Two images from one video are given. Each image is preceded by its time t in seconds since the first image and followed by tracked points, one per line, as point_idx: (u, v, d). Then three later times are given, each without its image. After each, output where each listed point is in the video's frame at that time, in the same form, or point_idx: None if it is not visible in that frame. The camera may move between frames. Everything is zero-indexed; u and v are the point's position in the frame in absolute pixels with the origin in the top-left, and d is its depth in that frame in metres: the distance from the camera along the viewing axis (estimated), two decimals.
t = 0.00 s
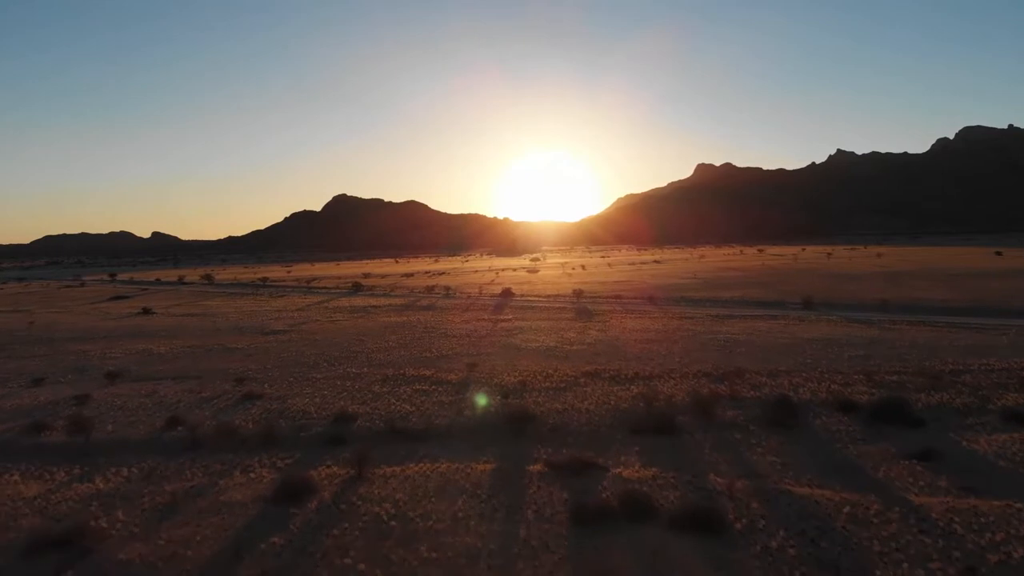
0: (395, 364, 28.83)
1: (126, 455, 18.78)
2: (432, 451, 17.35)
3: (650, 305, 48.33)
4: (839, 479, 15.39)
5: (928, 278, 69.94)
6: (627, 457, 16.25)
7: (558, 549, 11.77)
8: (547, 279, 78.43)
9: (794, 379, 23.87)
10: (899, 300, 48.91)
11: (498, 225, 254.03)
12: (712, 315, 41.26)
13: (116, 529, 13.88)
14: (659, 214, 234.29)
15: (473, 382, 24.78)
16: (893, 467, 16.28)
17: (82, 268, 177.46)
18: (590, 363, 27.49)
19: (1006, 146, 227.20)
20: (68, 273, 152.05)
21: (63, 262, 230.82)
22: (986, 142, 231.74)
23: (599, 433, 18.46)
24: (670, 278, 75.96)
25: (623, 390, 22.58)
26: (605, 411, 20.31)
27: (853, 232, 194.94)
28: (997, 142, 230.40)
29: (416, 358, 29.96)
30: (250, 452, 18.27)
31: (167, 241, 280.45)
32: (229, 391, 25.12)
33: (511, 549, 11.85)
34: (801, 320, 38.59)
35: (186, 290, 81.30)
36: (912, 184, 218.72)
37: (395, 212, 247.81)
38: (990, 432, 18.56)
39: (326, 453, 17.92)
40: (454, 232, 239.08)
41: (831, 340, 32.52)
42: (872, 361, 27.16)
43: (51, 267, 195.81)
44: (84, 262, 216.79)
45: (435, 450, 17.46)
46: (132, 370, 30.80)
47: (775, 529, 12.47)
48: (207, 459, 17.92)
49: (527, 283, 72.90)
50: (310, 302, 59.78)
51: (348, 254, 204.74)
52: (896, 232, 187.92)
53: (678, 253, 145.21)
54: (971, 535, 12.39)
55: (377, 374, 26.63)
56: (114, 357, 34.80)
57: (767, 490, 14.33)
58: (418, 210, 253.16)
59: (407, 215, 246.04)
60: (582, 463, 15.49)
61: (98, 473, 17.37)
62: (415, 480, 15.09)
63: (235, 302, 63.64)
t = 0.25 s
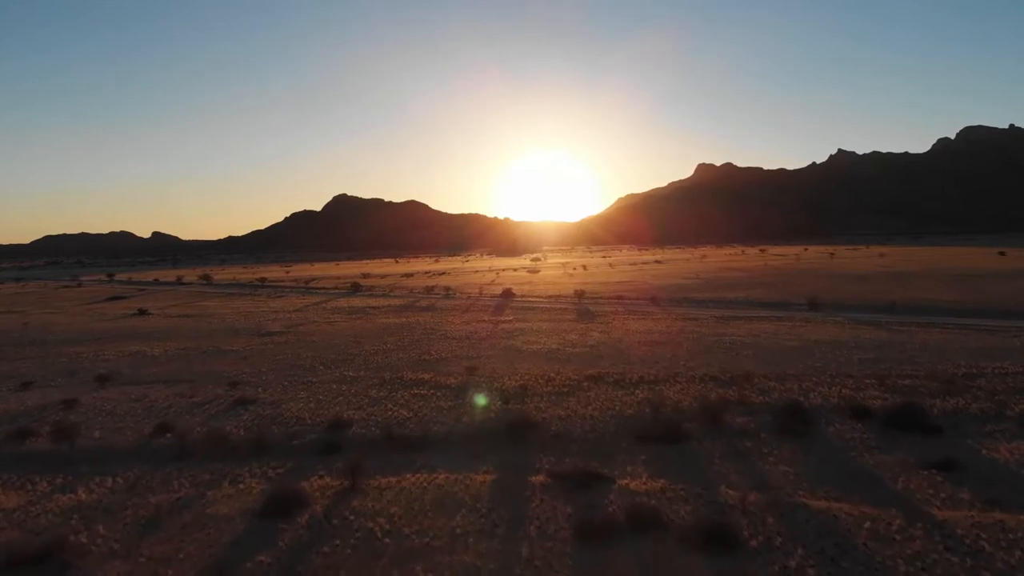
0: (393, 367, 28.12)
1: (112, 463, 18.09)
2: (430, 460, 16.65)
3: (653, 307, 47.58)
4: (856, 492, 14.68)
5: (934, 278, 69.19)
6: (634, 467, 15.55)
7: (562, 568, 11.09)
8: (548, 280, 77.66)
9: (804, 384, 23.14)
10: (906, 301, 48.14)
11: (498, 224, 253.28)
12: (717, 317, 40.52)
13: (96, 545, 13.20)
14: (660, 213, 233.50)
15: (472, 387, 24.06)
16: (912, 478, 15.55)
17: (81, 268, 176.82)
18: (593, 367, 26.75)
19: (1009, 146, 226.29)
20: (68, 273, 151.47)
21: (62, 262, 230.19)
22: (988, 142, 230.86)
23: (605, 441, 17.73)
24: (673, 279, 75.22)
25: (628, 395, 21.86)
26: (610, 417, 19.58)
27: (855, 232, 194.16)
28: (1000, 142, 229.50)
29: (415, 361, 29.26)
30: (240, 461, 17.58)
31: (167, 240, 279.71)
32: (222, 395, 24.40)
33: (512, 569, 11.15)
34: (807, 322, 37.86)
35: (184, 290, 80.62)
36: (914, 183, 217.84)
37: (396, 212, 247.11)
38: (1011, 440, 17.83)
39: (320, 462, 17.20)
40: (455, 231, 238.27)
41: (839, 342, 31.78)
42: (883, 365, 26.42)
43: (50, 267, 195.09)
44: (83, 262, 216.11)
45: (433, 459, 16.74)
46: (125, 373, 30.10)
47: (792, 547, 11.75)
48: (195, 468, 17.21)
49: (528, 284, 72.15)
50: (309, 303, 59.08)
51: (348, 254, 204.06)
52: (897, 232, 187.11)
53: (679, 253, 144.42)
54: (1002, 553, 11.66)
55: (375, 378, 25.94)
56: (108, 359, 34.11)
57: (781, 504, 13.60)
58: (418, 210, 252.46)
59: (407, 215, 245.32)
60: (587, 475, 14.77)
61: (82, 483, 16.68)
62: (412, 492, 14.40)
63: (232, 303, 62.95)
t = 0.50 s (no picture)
0: (390, 370, 27.37)
1: (96, 473, 17.36)
2: (427, 470, 15.93)
3: (656, 308, 46.82)
4: (875, 506, 13.97)
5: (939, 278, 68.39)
6: (641, 479, 14.84)
7: None
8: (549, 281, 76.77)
9: (815, 389, 22.39)
10: (913, 302, 47.36)
11: (498, 224, 252.50)
12: (721, 318, 39.75)
13: (74, 564, 12.48)
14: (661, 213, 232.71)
15: (472, 391, 23.29)
16: (933, 490, 14.82)
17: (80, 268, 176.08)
18: (597, 370, 25.96)
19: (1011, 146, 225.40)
20: (66, 273, 150.70)
21: (61, 262, 229.51)
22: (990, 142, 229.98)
23: (610, 450, 16.98)
24: (675, 279, 74.44)
25: (633, 400, 21.11)
26: (615, 424, 18.83)
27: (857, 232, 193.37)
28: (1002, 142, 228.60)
29: (413, 364, 28.51)
30: (230, 470, 16.86)
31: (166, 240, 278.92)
32: (213, 400, 23.65)
33: None
34: (814, 323, 37.09)
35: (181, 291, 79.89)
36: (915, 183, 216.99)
37: (396, 212, 246.38)
38: None
39: (312, 472, 16.47)
40: (455, 231, 237.45)
41: (848, 345, 31.02)
42: (895, 369, 25.63)
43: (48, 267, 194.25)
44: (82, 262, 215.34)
45: (430, 469, 16.02)
46: (116, 376, 29.35)
47: (811, 569, 11.04)
48: (182, 479, 16.49)
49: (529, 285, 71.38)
50: (307, 304, 58.37)
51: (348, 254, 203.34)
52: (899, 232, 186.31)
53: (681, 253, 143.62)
54: None
55: (371, 382, 25.21)
56: (99, 362, 33.36)
57: (797, 519, 12.90)
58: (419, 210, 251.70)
59: (407, 215, 244.55)
60: (592, 487, 14.06)
61: (64, 495, 15.97)
62: (407, 506, 13.68)
63: (230, 303, 62.18)
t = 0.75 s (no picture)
0: (387, 374, 26.52)
1: (76, 486, 16.54)
2: (423, 483, 15.10)
3: (659, 309, 45.99)
4: (899, 524, 13.15)
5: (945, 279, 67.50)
6: (650, 494, 14.01)
7: None
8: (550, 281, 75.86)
9: (828, 395, 21.57)
10: (921, 303, 46.45)
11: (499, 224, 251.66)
12: (727, 320, 38.90)
13: None
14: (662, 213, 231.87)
15: (472, 396, 22.46)
16: (960, 505, 13.99)
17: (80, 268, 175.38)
18: (601, 375, 25.13)
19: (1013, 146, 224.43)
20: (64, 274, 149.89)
21: (61, 262, 228.83)
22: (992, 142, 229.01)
23: (617, 462, 16.16)
24: (677, 279, 73.57)
25: (639, 407, 20.26)
26: (621, 432, 18.00)
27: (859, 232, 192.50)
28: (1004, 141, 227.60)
29: (411, 368, 27.68)
30: (216, 483, 16.05)
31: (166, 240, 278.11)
32: (203, 407, 22.83)
33: None
34: (821, 325, 36.24)
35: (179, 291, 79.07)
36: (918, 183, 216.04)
37: (396, 212, 245.54)
38: None
39: (303, 485, 15.66)
40: (455, 231, 236.59)
41: (858, 348, 30.16)
42: (909, 374, 24.79)
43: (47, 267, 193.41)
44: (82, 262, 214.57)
45: (427, 482, 15.20)
46: (105, 380, 28.54)
47: None
48: (166, 493, 15.66)
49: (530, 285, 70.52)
50: (304, 305, 57.56)
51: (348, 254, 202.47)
52: (902, 232, 185.39)
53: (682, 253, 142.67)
54: None
55: (367, 387, 24.37)
56: (90, 365, 32.52)
57: (818, 539, 12.09)
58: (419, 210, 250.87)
59: (407, 214, 243.69)
60: (598, 504, 13.25)
61: (41, 509, 15.16)
62: (402, 524, 12.86)
63: (227, 304, 61.34)
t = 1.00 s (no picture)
0: (385, 378, 25.80)
1: (57, 498, 15.85)
2: (419, 497, 14.40)
3: (662, 311, 45.24)
4: (922, 542, 12.44)
5: (949, 279, 66.74)
6: (658, 510, 13.32)
7: None
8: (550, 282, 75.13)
9: (840, 401, 20.82)
10: (928, 304, 45.67)
11: (499, 224, 250.99)
12: (731, 322, 38.14)
13: None
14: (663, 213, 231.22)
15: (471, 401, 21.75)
16: (986, 521, 13.26)
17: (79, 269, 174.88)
18: (604, 379, 24.39)
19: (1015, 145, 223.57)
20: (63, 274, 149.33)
21: (61, 262, 228.45)
22: (994, 141, 228.16)
23: (622, 473, 15.45)
24: (679, 280, 72.88)
25: (644, 413, 19.51)
26: (626, 441, 17.29)
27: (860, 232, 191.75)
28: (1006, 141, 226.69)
29: (408, 371, 26.98)
30: (203, 495, 15.36)
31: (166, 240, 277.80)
32: (194, 413, 22.12)
33: None
34: (829, 328, 35.46)
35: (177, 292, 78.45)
36: (919, 182, 215.18)
37: (396, 212, 244.85)
38: None
39: (294, 498, 14.95)
40: (455, 231, 235.92)
41: (867, 351, 29.41)
42: (922, 378, 24.03)
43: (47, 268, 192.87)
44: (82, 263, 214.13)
45: (423, 496, 14.50)
46: (96, 385, 27.85)
47: None
48: (150, 506, 14.97)
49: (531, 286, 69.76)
50: (303, 305, 56.89)
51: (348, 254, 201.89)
52: (905, 232, 184.52)
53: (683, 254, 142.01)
54: None
55: (363, 391, 23.68)
56: (82, 368, 31.84)
57: (837, 559, 11.38)
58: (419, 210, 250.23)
59: (408, 215, 243.06)
60: (604, 520, 12.57)
61: (19, 523, 14.48)
62: (396, 543, 12.18)
63: (225, 305, 60.64)
